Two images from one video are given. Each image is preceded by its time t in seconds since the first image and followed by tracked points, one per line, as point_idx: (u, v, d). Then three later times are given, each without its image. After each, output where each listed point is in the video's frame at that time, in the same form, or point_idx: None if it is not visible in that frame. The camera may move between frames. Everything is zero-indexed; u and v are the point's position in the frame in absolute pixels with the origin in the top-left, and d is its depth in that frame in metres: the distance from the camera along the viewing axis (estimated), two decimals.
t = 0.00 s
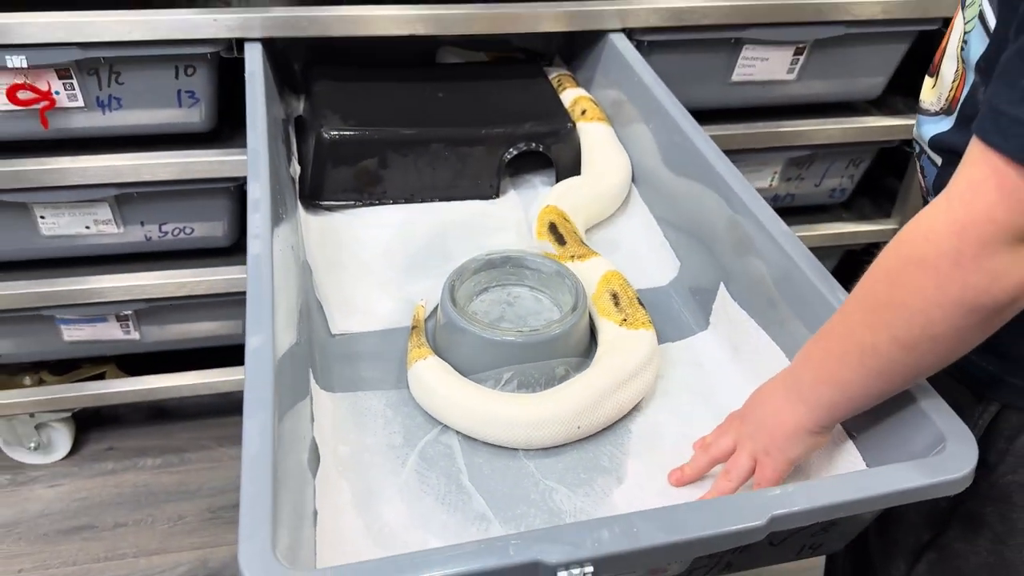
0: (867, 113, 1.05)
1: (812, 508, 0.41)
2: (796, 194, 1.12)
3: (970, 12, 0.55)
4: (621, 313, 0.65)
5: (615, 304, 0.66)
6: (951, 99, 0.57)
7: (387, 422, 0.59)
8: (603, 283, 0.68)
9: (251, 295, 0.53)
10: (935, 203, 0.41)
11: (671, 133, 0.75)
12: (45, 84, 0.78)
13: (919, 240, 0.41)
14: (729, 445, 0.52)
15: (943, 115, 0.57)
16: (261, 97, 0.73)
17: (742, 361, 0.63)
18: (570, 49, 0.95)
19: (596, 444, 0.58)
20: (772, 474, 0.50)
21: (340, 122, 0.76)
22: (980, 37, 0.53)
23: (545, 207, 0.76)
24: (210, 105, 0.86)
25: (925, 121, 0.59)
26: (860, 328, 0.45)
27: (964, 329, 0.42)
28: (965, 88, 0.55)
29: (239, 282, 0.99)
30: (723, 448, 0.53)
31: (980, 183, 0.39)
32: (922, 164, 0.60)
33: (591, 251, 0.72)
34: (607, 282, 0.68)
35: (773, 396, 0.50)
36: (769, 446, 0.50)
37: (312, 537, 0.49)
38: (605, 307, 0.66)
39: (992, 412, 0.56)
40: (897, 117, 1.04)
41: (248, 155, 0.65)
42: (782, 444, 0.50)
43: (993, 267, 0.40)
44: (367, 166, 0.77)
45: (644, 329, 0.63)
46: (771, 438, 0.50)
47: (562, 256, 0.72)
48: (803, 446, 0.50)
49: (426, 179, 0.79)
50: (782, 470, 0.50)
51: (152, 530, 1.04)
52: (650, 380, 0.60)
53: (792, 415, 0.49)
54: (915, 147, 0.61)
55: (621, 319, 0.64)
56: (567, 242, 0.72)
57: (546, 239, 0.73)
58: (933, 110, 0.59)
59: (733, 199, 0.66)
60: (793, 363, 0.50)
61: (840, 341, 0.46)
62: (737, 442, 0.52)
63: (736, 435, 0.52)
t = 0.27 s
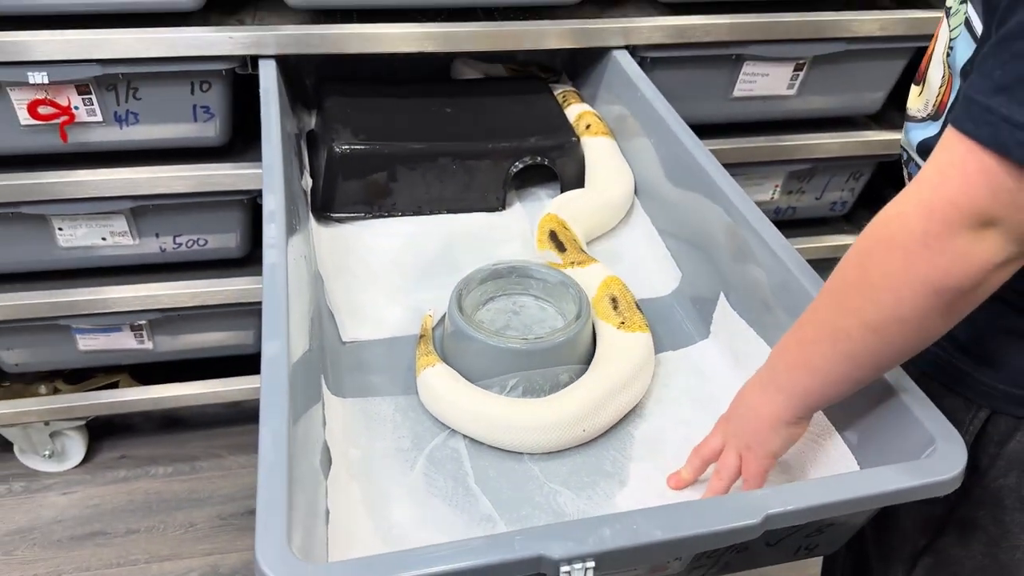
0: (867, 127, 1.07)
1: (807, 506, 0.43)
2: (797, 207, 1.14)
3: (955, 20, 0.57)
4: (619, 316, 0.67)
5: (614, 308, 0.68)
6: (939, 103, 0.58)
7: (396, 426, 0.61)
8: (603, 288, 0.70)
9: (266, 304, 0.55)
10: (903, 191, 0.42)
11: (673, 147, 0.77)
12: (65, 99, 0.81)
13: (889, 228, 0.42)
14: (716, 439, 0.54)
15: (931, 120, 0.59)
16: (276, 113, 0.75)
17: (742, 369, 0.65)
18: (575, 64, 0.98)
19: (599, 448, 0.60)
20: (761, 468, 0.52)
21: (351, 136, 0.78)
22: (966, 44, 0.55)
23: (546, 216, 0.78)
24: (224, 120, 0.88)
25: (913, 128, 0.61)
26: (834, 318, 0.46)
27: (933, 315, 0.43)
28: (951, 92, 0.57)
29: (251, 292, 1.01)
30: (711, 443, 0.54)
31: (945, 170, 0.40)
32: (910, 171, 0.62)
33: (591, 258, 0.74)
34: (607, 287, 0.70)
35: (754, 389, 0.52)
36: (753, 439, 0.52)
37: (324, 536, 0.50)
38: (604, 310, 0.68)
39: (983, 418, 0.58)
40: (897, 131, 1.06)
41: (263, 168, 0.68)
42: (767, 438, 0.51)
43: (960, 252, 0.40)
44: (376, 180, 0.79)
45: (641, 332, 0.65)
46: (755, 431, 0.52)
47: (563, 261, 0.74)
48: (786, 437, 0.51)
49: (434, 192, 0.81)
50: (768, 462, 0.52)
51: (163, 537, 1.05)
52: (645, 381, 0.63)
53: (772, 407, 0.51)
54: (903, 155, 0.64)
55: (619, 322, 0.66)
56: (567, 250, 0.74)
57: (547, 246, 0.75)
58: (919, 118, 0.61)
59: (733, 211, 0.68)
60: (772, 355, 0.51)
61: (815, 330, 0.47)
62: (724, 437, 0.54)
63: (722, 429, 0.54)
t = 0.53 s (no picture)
0: (869, 136, 1.08)
1: (808, 500, 0.44)
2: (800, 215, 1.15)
3: (954, 27, 0.58)
4: (620, 313, 0.68)
5: (616, 306, 0.69)
6: (936, 109, 0.59)
7: (405, 426, 0.62)
8: (605, 287, 0.71)
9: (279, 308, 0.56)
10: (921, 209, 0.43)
11: (677, 154, 0.78)
12: (79, 107, 0.83)
13: (910, 245, 0.43)
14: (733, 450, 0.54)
15: (928, 126, 0.60)
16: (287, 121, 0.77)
17: (745, 370, 0.66)
18: (580, 74, 0.99)
19: (605, 448, 0.61)
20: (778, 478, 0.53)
21: (361, 144, 0.80)
22: (964, 51, 0.56)
23: (547, 219, 0.80)
24: (235, 129, 0.90)
25: (909, 133, 0.63)
26: (859, 336, 0.47)
27: (958, 330, 0.44)
28: (949, 98, 0.58)
29: (261, 298, 1.03)
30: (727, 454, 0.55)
31: (963, 187, 0.41)
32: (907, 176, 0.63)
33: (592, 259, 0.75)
34: (609, 286, 0.72)
35: (778, 407, 0.52)
36: (778, 457, 0.52)
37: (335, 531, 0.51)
38: (606, 307, 0.69)
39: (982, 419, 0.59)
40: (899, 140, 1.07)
41: (276, 175, 0.69)
42: (789, 453, 0.52)
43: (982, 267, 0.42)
44: (385, 187, 0.80)
45: (641, 329, 0.67)
46: (780, 449, 0.52)
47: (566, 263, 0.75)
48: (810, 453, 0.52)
49: (441, 198, 0.83)
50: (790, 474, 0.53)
51: (173, 540, 1.07)
52: (645, 378, 0.64)
53: (799, 424, 0.51)
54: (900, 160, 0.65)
55: (621, 319, 0.68)
56: (568, 251, 0.76)
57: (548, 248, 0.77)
58: (915, 123, 0.62)
59: (737, 216, 0.69)
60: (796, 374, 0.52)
61: (840, 348, 0.48)
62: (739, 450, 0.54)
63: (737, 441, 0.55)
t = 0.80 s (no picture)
0: (870, 139, 1.09)
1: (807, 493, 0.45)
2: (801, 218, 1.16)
3: (944, 29, 0.60)
4: (621, 309, 0.69)
5: (617, 302, 0.70)
6: (929, 109, 0.60)
7: (409, 423, 0.63)
8: (607, 284, 0.72)
9: (286, 308, 0.57)
10: (909, 209, 0.44)
11: (679, 156, 0.79)
12: (88, 110, 0.84)
13: (898, 246, 0.44)
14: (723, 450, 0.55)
15: (921, 126, 0.61)
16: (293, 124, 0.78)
17: (746, 368, 0.67)
18: (583, 78, 1.00)
19: (607, 445, 0.62)
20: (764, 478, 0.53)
21: (366, 146, 0.80)
22: (956, 51, 0.57)
23: (549, 218, 0.81)
24: (242, 132, 0.91)
25: (903, 133, 0.63)
26: (847, 337, 0.47)
27: (945, 330, 0.44)
28: (941, 98, 0.58)
29: (267, 299, 1.04)
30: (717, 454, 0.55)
31: (950, 188, 0.41)
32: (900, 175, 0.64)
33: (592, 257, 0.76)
34: (610, 282, 0.73)
35: (767, 409, 0.53)
36: (766, 458, 0.52)
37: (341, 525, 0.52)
38: (607, 304, 0.70)
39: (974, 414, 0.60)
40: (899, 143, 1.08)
41: (282, 176, 0.70)
42: (776, 455, 0.52)
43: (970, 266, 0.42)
44: (389, 189, 0.81)
45: (642, 325, 0.68)
46: (768, 451, 0.52)
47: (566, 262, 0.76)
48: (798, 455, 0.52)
49: (445, 200, 0.84)
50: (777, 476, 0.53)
51: (178, 540, 1.07)
52: (645, 374, 0.65)
53: (788, 426, 0.51)
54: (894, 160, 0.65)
55: (622, 315, 0.69)
56: (567, 250, 0.77)
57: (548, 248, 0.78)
58: (909, 123, 0.63)
59: (738, 217, 0.70)
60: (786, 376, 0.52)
61: (829, 349, 0.49)
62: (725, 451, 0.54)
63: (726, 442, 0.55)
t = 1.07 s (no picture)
0: (872, 139, 1.09)
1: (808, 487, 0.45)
2: (803, 218, 1.16)
3: (941, 26, 0.60)
4: (623, 305, 0.69)
5: (619, 298, 0.70)
6: (926, 105, 0.60)
7: (410, 420, 0.63)
8: (608, 279, 0.73)
9: (289, 307, 0.57)
10: (927, 206, 0.44)
11: (680, 155, 0.79)
12: (90, 108, 0.84)
13: (913, 241, 0.44)
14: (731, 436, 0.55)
15: (918, 123, 0.61)
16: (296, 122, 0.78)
17: (748, 365, 0.67)
18: (585, 77, 1.01)
19: (609, 442, 0.62)
20: (760, 453, 0.53)
21: (368, 144, 0.81)
22: (950, 49, 0.58)
23: (550, 215, 0.81)
24: (244, 131, 0.91)
25: (900, 130, 0.63)
26: (858, 326, 0.47)
27: (955, 328, 0.44)
28: (936, 95, 0.59)
29: (269, 298, 1.04)
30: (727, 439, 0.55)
31: (967, 185, 0.41)
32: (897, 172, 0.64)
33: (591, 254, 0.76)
34: (611, 278, 0.73)
35: (777, 388, 0.53)
36: (768, 436, 0.53)
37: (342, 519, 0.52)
38: (608, 299, 0.71)
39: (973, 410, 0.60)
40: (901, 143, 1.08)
41: (284, 174, 0.70)
42: (778, 434, 0.52)
43: (983, 266, 0.42)
44: (391, 187, 0.81)
45: (643, 319, 0.68)
46: (771, 429, 0.53)
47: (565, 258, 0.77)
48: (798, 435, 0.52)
49: (447, 198, 0.84)
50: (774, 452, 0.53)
51: (179, 539, 1.07)
52: (646, 371, 0.65)
53: (794, 407, 0.52)
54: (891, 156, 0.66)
55: (623, 310, 0.69)
56: (567, 246, 0.77)
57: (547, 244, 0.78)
58: (906, 119, 0.63)
59: (740, 214, 0.70)
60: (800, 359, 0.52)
61: (840, 338, 0.49)
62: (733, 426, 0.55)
63: (733, 420, 0.55)
